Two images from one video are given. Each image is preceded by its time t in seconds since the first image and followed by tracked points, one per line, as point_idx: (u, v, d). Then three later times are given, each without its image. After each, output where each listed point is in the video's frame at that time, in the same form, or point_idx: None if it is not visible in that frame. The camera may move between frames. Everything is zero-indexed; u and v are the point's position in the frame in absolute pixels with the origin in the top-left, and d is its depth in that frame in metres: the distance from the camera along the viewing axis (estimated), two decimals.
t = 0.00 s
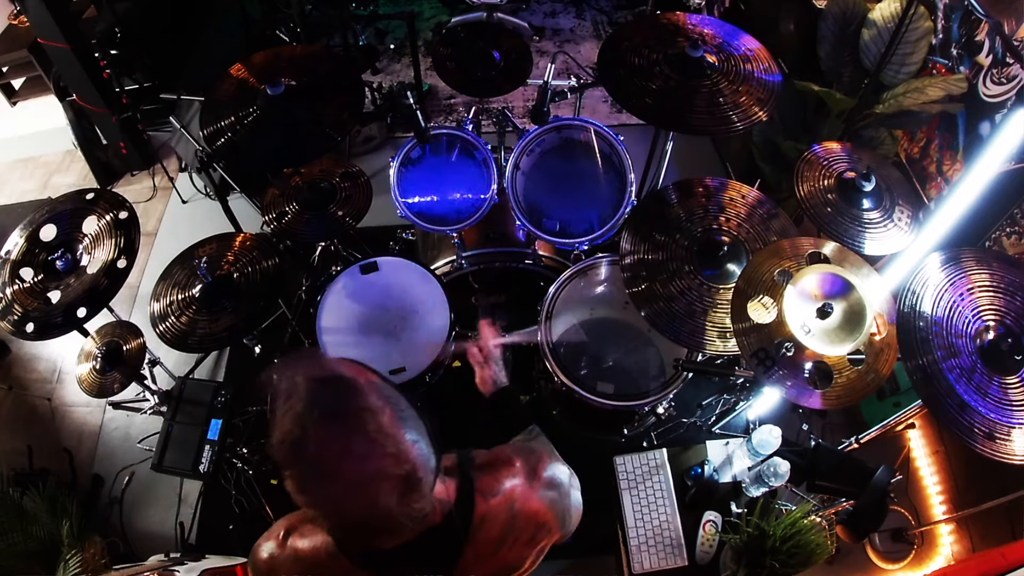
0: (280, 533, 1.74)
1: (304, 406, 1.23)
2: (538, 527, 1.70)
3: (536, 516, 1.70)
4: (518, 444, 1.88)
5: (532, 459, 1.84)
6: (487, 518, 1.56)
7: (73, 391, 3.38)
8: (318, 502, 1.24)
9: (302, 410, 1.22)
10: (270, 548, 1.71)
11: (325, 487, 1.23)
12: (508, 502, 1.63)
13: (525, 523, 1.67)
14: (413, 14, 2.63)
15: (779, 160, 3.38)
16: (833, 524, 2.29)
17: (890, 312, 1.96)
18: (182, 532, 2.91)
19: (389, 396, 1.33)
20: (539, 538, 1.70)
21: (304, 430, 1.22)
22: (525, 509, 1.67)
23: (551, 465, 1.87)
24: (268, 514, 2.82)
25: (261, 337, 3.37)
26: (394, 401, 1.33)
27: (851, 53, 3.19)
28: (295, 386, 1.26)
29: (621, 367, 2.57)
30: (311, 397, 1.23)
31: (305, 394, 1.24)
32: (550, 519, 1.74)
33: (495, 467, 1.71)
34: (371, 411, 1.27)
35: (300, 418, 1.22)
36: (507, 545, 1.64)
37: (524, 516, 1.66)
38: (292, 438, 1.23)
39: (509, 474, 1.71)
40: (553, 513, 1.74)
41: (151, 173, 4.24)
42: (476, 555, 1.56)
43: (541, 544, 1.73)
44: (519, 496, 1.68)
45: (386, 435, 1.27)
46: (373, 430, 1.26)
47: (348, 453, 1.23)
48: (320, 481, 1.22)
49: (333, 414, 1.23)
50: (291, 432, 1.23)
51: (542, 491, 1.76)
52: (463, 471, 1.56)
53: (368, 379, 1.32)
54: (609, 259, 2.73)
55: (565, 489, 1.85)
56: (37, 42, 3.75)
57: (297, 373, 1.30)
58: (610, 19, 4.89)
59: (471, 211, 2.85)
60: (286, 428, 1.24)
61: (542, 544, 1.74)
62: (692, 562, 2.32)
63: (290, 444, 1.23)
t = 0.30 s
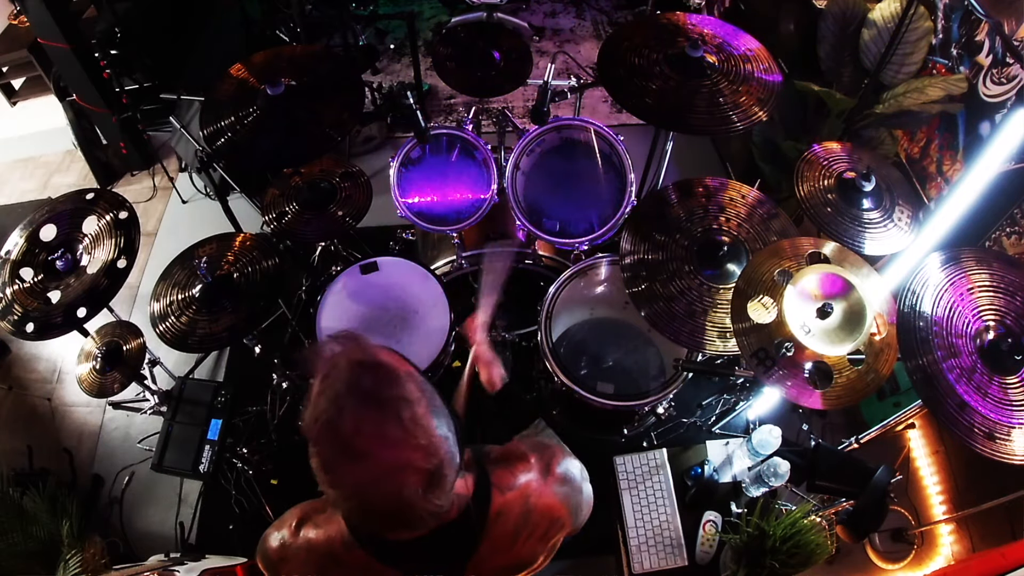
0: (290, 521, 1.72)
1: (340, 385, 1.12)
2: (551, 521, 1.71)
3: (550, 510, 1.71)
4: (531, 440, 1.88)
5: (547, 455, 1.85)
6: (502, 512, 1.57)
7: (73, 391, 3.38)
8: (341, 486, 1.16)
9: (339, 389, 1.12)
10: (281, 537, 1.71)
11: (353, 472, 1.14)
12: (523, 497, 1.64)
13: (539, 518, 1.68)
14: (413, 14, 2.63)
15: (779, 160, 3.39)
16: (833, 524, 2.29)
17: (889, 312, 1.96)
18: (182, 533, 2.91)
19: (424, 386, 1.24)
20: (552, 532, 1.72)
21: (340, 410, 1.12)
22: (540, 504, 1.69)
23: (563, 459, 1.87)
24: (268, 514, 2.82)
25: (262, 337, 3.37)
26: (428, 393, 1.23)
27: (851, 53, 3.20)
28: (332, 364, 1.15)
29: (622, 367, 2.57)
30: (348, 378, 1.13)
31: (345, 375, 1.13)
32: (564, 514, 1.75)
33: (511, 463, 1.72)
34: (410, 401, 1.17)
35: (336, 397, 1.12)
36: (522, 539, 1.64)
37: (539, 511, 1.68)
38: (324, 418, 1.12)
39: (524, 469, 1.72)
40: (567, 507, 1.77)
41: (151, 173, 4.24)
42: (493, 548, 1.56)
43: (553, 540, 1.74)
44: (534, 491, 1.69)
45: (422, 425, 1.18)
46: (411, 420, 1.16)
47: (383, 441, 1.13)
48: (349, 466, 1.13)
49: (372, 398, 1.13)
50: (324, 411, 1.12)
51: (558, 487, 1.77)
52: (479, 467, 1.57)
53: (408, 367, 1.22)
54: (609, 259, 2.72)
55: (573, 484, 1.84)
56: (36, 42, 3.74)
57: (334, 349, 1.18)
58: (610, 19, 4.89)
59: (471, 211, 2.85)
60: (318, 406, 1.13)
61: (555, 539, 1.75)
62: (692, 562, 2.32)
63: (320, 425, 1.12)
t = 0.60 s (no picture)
0: (292, 527, 1.71)
1: (359, 402, 1.18)
2: (552, 539, 1.75)
3: (552, 527, 1.74)
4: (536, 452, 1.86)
5: (551, 466, 1.82)
6: (506, 527, 1.59)
7: (73, 391, 3.38)
8: (348, 501, 1.19)
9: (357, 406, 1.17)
10: (282, 543, 1.70)
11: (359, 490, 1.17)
12: (528, 514, 1.66)
13: (541, 535, 1.71)
14: (413, 14, 2.63)
15: (779, 160, 3.39)
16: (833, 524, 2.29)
17: (889, 312, 1.96)
18: (182, 533, 2.91)
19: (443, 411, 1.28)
20: (552, 548, 1.76)
21: (355, 427, 1.16)
22: (542, 520, 1.71)
23: (568, 470, 1.84)
24: (268, 514, 2.82)
25: (262, 337, 3.37)
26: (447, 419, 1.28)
27: (851, 53, 3.19)
28: (353, 378, 1.21)
29: (622, 367, 2.57)
30: (368, 395, 1.18)
31: (365, 393, 1.18)
32: (566, 528, 1.79)
33: (516, 476, 1.72)
34: (427, 426, 1.19)
35: (352, 414, 1.16)
36: (523, 555, 1.67)
37: (541, 527, 1.70)
38: (338, 432, 1.17)
39: (529, 483, 1.72)
40: (569, 525, 1.79)
41: (151, 173, 4.24)
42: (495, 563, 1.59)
43: (553, 554, 1.78)
44: (539, 506, 1.70)
45: (437, 451, 1.19)
46: (426, 445, 1.18)
47: (394, 464, 1.16)
48: (358, 484, 1.16)
49: (388, 418, 1.16)
50: (339, 426, 1.17)
51: (562, 502, 1.79)
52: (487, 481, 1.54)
53: (428, 391, 1.27)
54: (609, 259, 2.71)
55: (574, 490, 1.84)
56: (36, 42, 3.75)
57: (358, 365, 1.24)
58: (610, 19, 4.89)
59: (471, 211, 2.85)
60: (334, 420, 1.18)
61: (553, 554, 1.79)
62: (692, 562, 2.32)
63: (334, 439, 1.17)
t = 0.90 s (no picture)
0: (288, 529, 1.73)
1: (355, 416, 1.15)
2: (547, 542, 1.75)
3: (547, 531, 1.74)
4: (533, 455, 1.86)
5: (546, 471, 1.83)
6: (501, 531, 1.59)
7: (73, 391, 3.38)
8: (339, 516, 1.16)
9: (353, 421, 1.14)
10: (277, 546, 1.70)
11: (352, 506, 1.15)
12: (522, 518, 1.66)
13: (537, 540, 1.71)
14: (413, 14, 2.63)
15: (779, 160, 3.39)
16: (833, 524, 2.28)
17: (890, 312, 1.97)
18: (182, 533, 2.91)
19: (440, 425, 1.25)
20: (547, 552, 1.76)
21: (351, 443, 1.13)
22: (537, 524, 1.70)
23: (562, 473, 1.85)
24: (268, 514, 2.82)
25: (262, 337, 3.37)
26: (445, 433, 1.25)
27: (851, 53, 3.20)
28: (349, 390, 1.18)
29: (622, 367, 2.57)
30: (365, 409, 1.15)
31: (362, 407, 1.15)
32: (561, 531, 1.78)
33: (511, 482, 1.72)
34: (422, 443, 1.18)
35: (348, 428, 1.14)
36: (519, 561, 1.67)
37: (537, 532, 1.70)
38: (333, 447, 1.13)
39: (524, 489, 1.72)
40: (564, 528, 1.79)
41: (151, 173, 4.24)
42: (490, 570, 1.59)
43: (547, 558, 1.78)
44: (534, 512, 1.70)
45: (431, 469, 1.18)
46: (420, 462, 1.17)
47: (389, 482, 1.14)
48: (350, 500, 1.14)
49: (384, 435, 1.14)
50: (334, 440, 1.13)
51: (556, 506, 1.79)
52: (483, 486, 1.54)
53: (427, 404, 1.23)
54: (609, 259, 2.71)
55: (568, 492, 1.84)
56: (36, 42, 3.75)
57: (356, 374, 1.20)
58: (610, 19, 4.89)
59: (471, 211, 2.85)
60: (329, 433, 1.15)
61: (549, 557, 1.79)
62: (692, 562, 2.32)
63: (329, 453, 1.14)
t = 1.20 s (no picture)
0: (283, 534, 1.72)
1: (350, 430, 1.16)
2: (545, 542, 1.75)
3: (544, 533, 1.74)
4: (531, 457, 1.86)
5: (543, 472, 1.82)
6: (498, 533, 1.60)
7: (73, 391, 3.38)
8: (334, 530, 1.17)
9: (349, 435, 1.15)
10: (273, 551, 1.70)
11: (346, 522, 1.15)
12: (519, 519, 1.66)
13: (534, 541, 1.71)
14: (413, 14, 2.62)
15: (779, 160, 3.39)
16: (833, 524, 2.28)
17: (890, 312, 1.96)
18: (182, 533, 2.91)
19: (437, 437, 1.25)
20: (545, 552, 1.77)
21: (346, 458, 1.14)
22: (534, 525, 1.70)
23: (559, 474, 1.85)
24: (269, 514, 2.82)
25: (262, 337, 3.37)
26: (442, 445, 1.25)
27: (851, 53, 3.20)
28: (345, 403, 1.20)
29: (621, 367, 2.57)
30: (360, 422, 1.16)
31: (357, 421, 1.16)
32: (558, 531, 1.78)
33: (506, 485, 1.72)
34: (418, 458, 1.18)
35: (343, 442, 1.15)
36: (516, 562, 1.68)
37: (534, 534, 1.70)
38: (328, 461, 1.14)
39: (520, 491, 1.72)
40: (561, 529, 1.79)
41: (151, 173, 4.24)
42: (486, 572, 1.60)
43: (544, 559, 1.79)
44: (529, 513, 1.70)
45: (427, 485, 1.18)
46: (416, 478, 1.17)
47: (384, 498, 1.14)
48: (344, 516, 1.14)
49: (379, 449, 1.15)
50: (329, 455, 1.15)
51: (553, 507, 1.79)
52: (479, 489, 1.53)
53: (423, 417, 1.23)
54: (609, 259, 2.70)
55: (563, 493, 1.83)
56: (36, 42, 3.75)
57: (352, 388, 1.21)
58: (610, 19, 4.89)
59: (471, 211, 2.85)
60: (324, 447, 1.16)
61: (546, 557, 1.80)
62: (692, 562, 2.33)
63: (324, 467, 1.15)
